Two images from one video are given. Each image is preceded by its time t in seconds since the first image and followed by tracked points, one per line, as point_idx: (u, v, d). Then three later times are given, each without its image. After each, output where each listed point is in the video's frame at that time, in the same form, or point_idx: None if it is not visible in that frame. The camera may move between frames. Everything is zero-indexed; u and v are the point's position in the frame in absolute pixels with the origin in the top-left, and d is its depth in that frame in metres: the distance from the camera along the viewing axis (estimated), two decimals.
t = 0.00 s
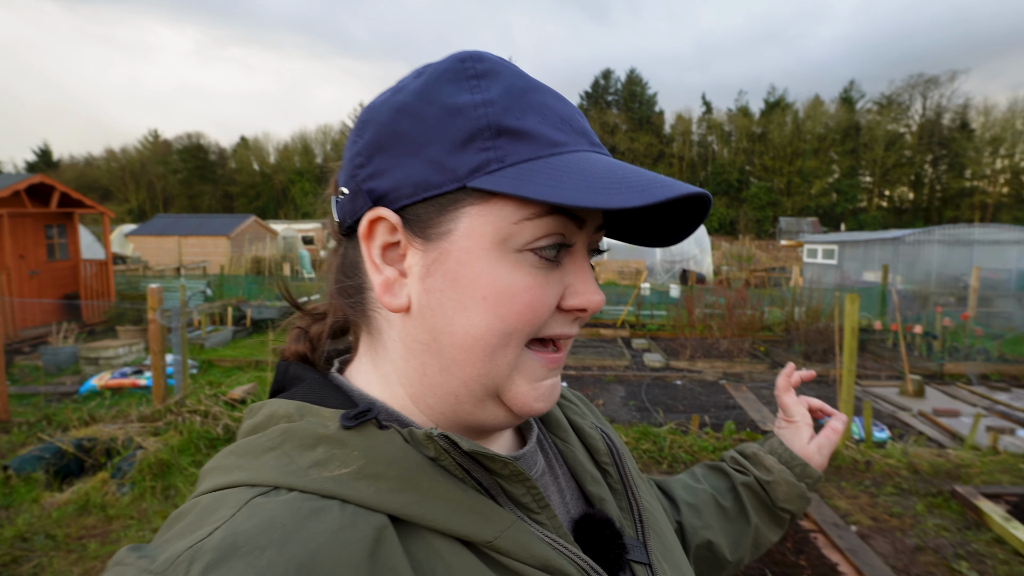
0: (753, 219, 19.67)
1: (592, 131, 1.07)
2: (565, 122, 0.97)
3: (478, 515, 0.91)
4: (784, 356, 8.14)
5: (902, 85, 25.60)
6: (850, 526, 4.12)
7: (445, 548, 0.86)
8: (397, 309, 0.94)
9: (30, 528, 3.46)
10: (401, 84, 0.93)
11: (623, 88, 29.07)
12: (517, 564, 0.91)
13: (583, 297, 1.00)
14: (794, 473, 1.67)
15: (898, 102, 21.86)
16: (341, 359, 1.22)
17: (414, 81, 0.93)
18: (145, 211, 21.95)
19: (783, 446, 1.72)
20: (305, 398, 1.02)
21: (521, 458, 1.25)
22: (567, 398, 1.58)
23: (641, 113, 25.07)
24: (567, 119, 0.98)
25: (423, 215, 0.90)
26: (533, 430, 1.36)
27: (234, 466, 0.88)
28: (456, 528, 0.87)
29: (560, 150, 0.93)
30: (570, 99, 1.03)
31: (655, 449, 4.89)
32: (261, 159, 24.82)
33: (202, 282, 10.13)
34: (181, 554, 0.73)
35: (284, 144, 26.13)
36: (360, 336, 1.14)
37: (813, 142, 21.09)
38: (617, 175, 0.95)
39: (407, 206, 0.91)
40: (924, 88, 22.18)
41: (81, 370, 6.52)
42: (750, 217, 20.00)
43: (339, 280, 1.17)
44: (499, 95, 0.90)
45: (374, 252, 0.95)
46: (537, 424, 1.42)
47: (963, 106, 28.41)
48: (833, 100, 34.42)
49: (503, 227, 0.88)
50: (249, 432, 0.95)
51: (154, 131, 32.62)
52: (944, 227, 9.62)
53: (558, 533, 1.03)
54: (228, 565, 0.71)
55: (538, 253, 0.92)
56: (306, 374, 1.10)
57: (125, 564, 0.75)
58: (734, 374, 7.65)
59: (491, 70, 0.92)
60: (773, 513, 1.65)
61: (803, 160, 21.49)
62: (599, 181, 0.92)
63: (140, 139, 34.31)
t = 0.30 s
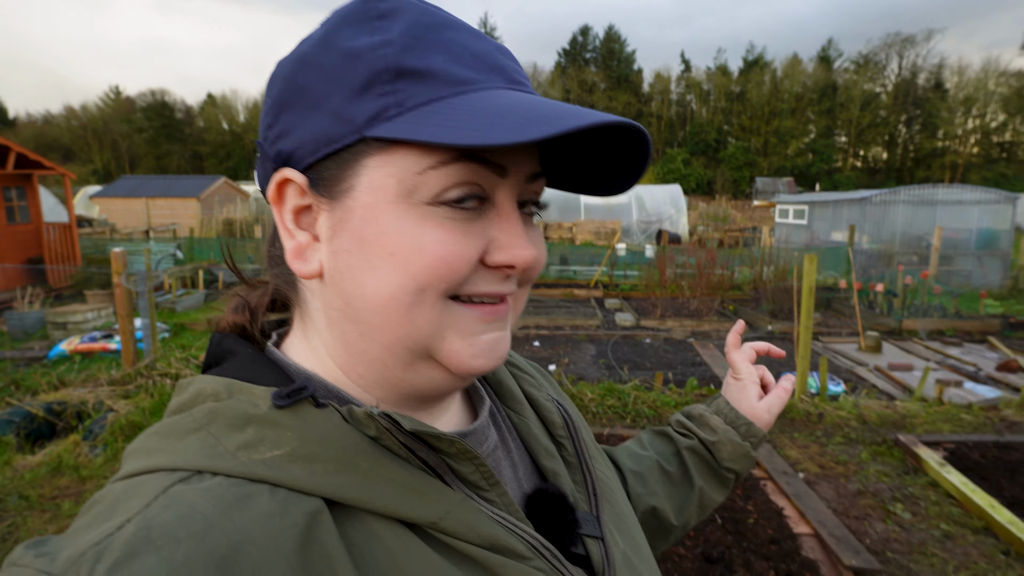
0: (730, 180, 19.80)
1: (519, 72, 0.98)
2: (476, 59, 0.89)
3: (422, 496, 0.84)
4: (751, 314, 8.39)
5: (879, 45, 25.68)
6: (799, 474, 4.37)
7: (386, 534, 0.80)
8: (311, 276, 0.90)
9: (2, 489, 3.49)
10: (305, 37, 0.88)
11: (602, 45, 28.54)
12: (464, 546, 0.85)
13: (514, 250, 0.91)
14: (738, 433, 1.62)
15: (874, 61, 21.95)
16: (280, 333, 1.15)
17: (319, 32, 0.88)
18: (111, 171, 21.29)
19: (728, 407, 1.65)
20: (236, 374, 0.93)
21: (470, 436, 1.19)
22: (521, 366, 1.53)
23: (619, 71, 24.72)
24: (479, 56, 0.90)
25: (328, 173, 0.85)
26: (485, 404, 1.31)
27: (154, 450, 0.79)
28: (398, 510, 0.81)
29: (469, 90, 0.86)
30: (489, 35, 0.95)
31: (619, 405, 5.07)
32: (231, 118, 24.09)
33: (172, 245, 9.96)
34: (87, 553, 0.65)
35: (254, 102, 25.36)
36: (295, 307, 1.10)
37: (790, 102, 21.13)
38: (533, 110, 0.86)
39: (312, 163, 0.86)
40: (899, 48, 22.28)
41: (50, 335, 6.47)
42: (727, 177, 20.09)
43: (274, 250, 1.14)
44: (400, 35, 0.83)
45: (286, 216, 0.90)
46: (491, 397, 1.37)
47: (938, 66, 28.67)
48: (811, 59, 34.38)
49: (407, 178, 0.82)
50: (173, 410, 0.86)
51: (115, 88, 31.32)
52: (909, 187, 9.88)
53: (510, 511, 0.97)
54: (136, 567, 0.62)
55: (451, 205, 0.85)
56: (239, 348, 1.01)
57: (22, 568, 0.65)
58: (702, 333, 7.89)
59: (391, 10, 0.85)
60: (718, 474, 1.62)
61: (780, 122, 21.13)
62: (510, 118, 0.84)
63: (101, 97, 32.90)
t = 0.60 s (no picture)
0: (728, 147, 19.57)
1: (446, 17, 0.94)
2: (389, 14, 0.87)
3: (397, 457, 0.85)
4: (742, 284, 8.44)
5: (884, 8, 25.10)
6: (780, 439, 4.47)
7: (362, 491, 0.81)
8: (271, 251, 0.94)
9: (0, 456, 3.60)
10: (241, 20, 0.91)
11: (600, 7, 27.83)
12: (437, 506, 0.86)
13: (455, 208, 0.89)
14: (702, 396, 1.61)
15: (878, 25, 21.49)
16: (263, 298, 1.15)
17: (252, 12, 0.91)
18: (101, 138, 21.01)
19: (694, 369, 1.64)
20: (218, 334, 0.93)
21: (448, 399, 1.16)
22: (498, 335, 1.51)
23: (618, 34, 24.17)
24: (392, 9, 0.88)
25: (267, 152, 0.88)
26: (462, 368, 1.28)
27: (138, 407, 0.80)
28: (372, 469, 0.82)
29: (377, 49, 0.85)
30: None
31: (607, 373, 5.15)
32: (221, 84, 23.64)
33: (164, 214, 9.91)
34: (72, 502, 0.66)
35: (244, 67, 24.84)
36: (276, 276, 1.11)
37: (791, 67, 20.76)
38: (439, 57, 0.83)
39: (256, 144, 0.90)
40: (904, 11, 21.88)
41: (43, 305, 6.50)
42: (725, 144, 19.82)
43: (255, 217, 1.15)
44: None
45: (247, 198, 0.95)
46: (468, 363, 1.36)
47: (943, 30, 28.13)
48: (814, 22, 33.62)
49: (330, 149, 0.83)
50: (158, 369, 0.88)
51: (102, 51, 30.62)
52: (904, 155, 9.81)
53: (483, 473, 0.97)
54: (120, 515, 0.64)
55: (380, 172, 0.84)
56: (221, 310, 1.01)
57: (8, 512, 0.66)
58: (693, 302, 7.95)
59: None
60: (682, 435, 1.63)
61: (780, 86, 20.86)
62: (415, 68, 0.81)
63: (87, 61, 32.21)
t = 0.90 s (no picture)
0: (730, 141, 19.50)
1: (450, 23, 0.94)
2: (392, 26, 0.89)
3: (417, 446, 0.92)
4: (741, 279, 8.43)
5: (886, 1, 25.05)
6: (774, 435, 4.46)
7: (383, 475, 0.88)
8: (301, 255, 1.00)
9: None
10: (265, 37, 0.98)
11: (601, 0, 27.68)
12: (451, 493, 0.92)
13: (463, 212, 0.91)
14: (711, 372, 1.67)
15: (881, 17, 21.42)
16: (301, 294, 1.20)
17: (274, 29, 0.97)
18: (101, 132, 21.01)
19: (702, 349, 1.72)
20: (259, 328, 1.01)
21: (469, 394, 1.19)
22: (523, 332, 1.53)
23: (619, 28, 24.05)
24: (395, 19, 0.89)
25: (291, 163, 0.94)
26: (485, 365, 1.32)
27: (187, 390, 0.88)
28: (392, 456, 0.89)
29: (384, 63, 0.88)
30: None
31: (603, 369, 5.16)
32: (221, 77, 23.60)
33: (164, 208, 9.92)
34: (127, 470, 0.73)
35: (244, 60, 24.79)
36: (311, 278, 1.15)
37: (794, 61, 20.67)
38: (438, 71, 0.85)
39: (283, 156, 0.96)
40: (907, 4, 21.83)
41: (41, 300, 6.53)
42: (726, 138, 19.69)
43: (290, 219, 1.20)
44: (317, 16, 0.87)
45: (278, 204, 1.01)
46: (492, 360, 1.39)
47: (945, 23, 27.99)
48: (816, 14, 33.36)
49: (345, 159, 0.87)
50: (204, 357, 0.96)
51: (101, 45, 30.58)
52: (904, 149, 9.76)
53: (499, 465, 1.02)
54: (169, 481, 0.71)
55: (391, 181, 0.88)
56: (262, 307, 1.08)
57: (76, 480, 0.73)
58: (691, 298, 7.94)
59: None
60: (697, 413, 1.65)
61: (782, 81, 20.59)
62: (416, 84, 0.84)
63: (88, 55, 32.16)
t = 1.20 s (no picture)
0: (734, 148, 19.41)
1: (486, 55, 1.00)
2: (430, 64, 0.97)
3: (474, 438, 0.98)
4: (744, 288, 8.38)
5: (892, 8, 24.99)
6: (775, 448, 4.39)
7: (442, 464, 0.94)
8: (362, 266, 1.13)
9: None
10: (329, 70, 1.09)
11: (606, 8, 27.76)
12: (506, 483, 0.97)
13: (498, 237, 0.98)
14: (759, 407, 1.74)
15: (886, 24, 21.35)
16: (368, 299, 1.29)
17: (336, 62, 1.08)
18: (108, 139, 21.22)
19: (751, 391, 1.81)
20: (331, 329, 1.11)
21: (524, 392, 1.25)
22: (577, 341, 1.59)
23: (623, 35, 24.09)
24: (432, 57, 0.97)
25: (350, 186, 1.06)
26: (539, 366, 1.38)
27: (268, 384, 0.98)
28: (451, 445, 0.95)
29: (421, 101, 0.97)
30: (446, 23, 0.98)
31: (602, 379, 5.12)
32: (227, 85, 23.81)
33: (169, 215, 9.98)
34: (220, 446, 0.81)
35: (250, 68, 25.03)
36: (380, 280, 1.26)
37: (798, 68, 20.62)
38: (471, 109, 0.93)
39: (343, 179, 1.08)
40: (911, 10, 21.80)
41: (44, 307, 6.57)
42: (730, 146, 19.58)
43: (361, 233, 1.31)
44: (366, 58, 0.96)
45: (345, 222, 1.14)
46: (548, 366, 1.44)
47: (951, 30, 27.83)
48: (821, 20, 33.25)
49: (390, 189, 0.97)
50: (285, 355, 1.07)
51: (110, 53, 30.92)
52: (909, 157, 9.70)
53: (553, 461, 1.06)
54: (256, 457, 0.79)
55: (431, 209, 0.97)
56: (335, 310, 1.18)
57: (177, 455, 0.82)
58: (694, 306, 7.89)
59: (361, 34, 0.98)
60: (744, 448, 1.68)
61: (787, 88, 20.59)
62: (448, 126, 0.91)
63: (98, 62, 32.57)
